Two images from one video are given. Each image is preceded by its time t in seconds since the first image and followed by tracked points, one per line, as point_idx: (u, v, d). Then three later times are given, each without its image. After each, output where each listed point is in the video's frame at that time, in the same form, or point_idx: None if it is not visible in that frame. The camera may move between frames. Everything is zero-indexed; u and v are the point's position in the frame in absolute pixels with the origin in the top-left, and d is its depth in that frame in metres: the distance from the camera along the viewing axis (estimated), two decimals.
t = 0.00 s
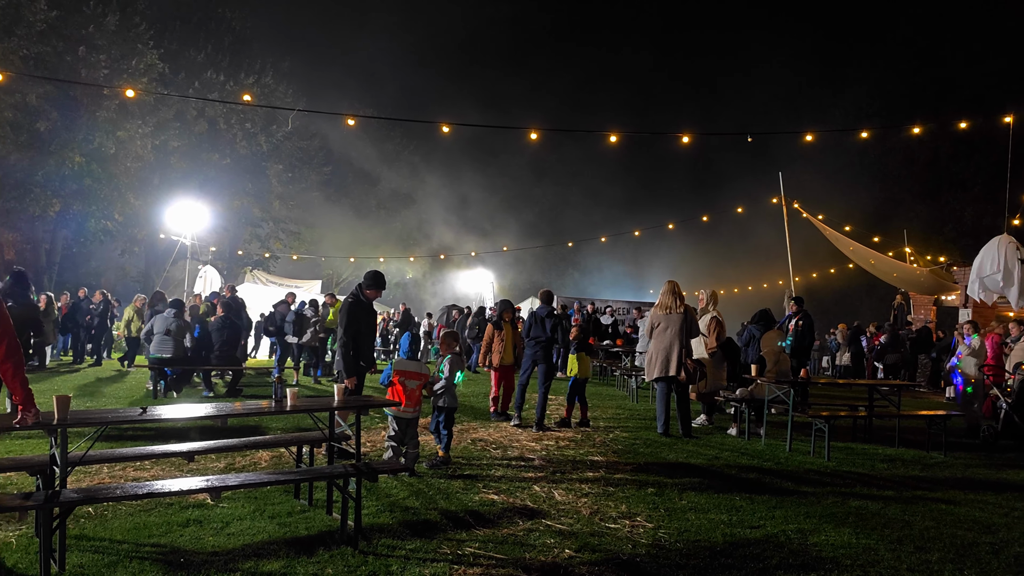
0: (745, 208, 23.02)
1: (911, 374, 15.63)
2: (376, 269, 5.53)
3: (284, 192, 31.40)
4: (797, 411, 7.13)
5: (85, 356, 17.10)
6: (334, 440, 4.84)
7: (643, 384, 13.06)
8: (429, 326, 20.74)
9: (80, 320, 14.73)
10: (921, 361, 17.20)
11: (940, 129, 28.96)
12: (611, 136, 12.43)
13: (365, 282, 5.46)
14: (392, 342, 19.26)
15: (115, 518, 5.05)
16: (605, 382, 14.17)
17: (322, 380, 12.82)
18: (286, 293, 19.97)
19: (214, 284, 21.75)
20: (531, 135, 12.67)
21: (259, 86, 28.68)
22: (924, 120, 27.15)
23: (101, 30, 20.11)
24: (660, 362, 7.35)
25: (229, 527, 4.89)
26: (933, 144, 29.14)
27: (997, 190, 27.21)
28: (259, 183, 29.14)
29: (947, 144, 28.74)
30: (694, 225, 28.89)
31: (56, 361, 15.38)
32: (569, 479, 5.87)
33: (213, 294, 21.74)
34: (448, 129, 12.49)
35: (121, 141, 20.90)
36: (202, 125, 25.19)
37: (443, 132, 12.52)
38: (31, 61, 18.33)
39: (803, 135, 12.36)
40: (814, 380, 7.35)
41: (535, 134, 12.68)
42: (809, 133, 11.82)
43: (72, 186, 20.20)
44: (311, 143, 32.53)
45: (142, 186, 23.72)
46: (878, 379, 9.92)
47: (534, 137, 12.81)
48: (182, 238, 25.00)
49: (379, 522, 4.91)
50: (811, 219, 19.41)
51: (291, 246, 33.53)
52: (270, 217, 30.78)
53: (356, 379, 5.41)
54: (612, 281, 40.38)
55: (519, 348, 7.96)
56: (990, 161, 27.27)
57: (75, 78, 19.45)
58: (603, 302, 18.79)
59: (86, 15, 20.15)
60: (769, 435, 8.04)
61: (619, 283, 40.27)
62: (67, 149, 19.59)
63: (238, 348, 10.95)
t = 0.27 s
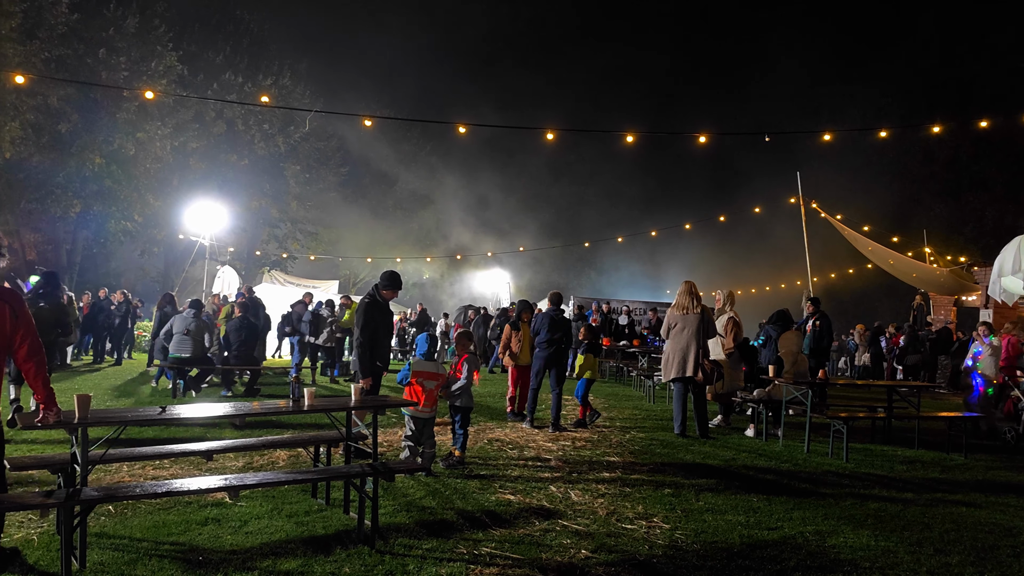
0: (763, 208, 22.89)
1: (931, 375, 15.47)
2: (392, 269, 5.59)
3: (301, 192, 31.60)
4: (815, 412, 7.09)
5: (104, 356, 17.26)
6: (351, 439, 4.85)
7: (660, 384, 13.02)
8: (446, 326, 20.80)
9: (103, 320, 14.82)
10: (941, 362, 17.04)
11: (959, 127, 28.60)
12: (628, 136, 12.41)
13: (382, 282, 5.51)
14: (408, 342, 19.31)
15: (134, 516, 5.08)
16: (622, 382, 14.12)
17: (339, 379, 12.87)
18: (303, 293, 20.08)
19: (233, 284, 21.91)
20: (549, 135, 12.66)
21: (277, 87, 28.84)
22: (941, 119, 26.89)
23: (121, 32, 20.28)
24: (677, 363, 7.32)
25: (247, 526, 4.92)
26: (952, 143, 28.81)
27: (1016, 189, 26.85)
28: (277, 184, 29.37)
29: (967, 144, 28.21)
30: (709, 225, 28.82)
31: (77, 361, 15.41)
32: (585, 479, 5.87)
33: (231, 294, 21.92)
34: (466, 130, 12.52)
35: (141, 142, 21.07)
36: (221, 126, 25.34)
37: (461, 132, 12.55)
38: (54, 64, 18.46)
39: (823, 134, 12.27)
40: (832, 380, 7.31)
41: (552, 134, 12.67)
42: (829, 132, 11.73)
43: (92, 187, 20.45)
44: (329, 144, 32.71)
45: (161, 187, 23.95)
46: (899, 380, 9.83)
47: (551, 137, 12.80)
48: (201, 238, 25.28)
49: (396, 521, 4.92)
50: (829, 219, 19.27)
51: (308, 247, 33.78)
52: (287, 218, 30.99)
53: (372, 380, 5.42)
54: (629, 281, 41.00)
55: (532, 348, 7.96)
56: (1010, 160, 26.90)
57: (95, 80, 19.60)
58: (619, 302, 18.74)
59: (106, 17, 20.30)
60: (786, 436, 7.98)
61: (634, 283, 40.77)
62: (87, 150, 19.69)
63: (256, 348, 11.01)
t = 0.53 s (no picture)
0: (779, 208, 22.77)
1: (952, 376, 15.31)
2: (408, 269, 5.58)
3: (318, 193, 31.75)
4: (832, 413, 7.05)
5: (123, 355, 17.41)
6: (367, 439, 4.87)
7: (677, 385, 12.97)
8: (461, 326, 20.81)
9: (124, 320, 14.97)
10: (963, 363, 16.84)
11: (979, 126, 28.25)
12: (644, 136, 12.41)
13: (398, 282, 5.52)
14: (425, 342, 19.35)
15: (153, 514, 5.13)
16: (639, 383, 14.07)
17: (356, 379, 12.91)
18: (320, 293, 20.18)
19: (250, 284, 22.04)
20: (563, 134, 12.67)
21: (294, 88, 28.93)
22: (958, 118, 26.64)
23: (139, 35, 20.49)
24: (692, 363, 7.29)
25: (264, 524, 4.94)
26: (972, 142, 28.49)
27: None
28: (294, 185, 29.55)
29: (987, 143, 28.24)
30: (724, 225, 28.77)
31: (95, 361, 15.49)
32: (601, 480, 5.86)
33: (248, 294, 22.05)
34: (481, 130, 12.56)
35: (160, 144, 21.27)
36: (239, 127, 25.46)
37: (477, 133, 12.60)
38: (76, 66, 18.53)
39: (841, 134, 12.19)
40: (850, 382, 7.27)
41: (567, 135, 12.68)
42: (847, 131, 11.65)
43: (112, 189, 20.68)
44: (345, 144, 32.90)
45: (179, 188, 24.17)
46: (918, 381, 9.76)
47: (567, 138, 12.82)
48: (219, 239, 25.54)
49: (412, 521, 4.93)
50: (846, 218, 19.13)
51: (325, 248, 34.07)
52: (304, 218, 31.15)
53: (387, 380, 5.47)
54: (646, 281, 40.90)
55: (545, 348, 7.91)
56: None
57: (115, 82, 19.74)
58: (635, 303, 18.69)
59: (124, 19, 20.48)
60: (804, 437, 7.94)
61: (652, 283, 40.69)
62: (107, 152, 19.89)
63: (273, 347, 11.07)
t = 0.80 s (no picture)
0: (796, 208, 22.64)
1: (971, 377, 15.16)
2: (424, 270, 5.58)
3: (333, 193, 31.81)
4: (849, 414, 7.01)
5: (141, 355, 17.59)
6: (383, 439, 4.88)
7: (693, 386, 12.92)
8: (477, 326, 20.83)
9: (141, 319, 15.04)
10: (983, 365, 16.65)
11: (1000, 125, 27.91)
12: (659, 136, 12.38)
13: (414, 282, 5.52)
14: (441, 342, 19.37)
15: (170, 513, 5.17)
16: (655, 383, 14.04)
17: (371, 379, 12.94)
18: (337, 293, 20.25)
19: (266, 285, 22.13)
20: (580, 134, 12.66)
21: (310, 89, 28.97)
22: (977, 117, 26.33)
23: (157, 37, 20.59)
24: (708, 364, 7.27)
25: (281, 523, 4.97)
26: (992, 141, 28.15)
27: None
28: (310, 186, 29.63)
29: (1007, 142, 27.88)
30: (738, 225, 28.62)
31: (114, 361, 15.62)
32: (616, 480, 5.85)
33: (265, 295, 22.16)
34: (497, 130, 12.57)
35: (177, 145, 21.34)
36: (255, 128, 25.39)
37: (493, 133, 12.61)
38: (95, 68, 18.64)
39: (859, 133, 12.11)
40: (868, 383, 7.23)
41: (582, 135, 12.67)
42: (866, 130, 11.56)
43: (130, 189, 20.85)
44: (361, 145, 32.97)
45: (197, 189, 24.32)
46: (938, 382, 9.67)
47: (582, 138, 12.82)
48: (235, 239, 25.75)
49: (428, 521, 4.95)
50: (864, 218, 18.97)
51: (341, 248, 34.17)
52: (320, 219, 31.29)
53: (402, 379, 5.49)
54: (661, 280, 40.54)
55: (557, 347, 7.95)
56: None
57: (133, 84, 19.87)
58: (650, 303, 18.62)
59: (141, 22, 20.61)
60: (820, 438, 7.90)
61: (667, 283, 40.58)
62: (124, 154, 20.13)
63: (290, 347, 11.13)
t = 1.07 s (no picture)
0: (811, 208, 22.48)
1: (991, 378, 14.99)
2: (435, 268, 5.58)
3: (349, 194, 31.85)
4: (867, 415, 6.96)
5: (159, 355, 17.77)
6: (397, 439, 4.89)
7: (708, 386, 12.88)
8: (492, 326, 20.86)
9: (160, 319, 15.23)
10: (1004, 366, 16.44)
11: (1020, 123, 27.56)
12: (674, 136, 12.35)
13: (425, 282, 5.53)
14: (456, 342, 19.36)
15: (187, 511, 5.20)
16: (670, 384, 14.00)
17: (385, 379, 12.97)
18: (352, 293, 20.28)
19: (282, 285, 22.22)
20: (594, 135, 12.63)
21: (326, 90, 28.99)
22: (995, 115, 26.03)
23: (175, 39, 20.65)
24: (724, 365, 7.25)
25: (296, 522, 4.99)
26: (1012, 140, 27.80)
27: None
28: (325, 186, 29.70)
29: None
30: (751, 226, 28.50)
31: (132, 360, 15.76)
32: (631, 480, 5.83)
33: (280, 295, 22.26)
34: (513, 131, 12.59)
35: (195, 146, 21.27)
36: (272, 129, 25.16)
37: (508, 133, 12.62)
38: (114, 70, 18.73)
39: (877, 132, 12.02)
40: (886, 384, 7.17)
41: (597, 135, 12.67)
42: (884, 129, 11.48)
43: (147, 189, 21.18)
44: (376, 145, 32.99)
45: (213, 189, 24.41)
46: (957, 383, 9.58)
47: (597, 138, 12.82)
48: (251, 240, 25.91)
49: (442, 521, 4.95)
50: (881, 218, 18.80)
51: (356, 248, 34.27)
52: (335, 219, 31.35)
53: (416, 379, 5.51)
54: (677, 281, 40.03)
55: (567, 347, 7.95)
56: None
57: (151, 85, 20.00)
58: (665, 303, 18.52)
59: (159, 24, 20.71)
60: (836, 439, 7.85)
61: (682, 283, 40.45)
62: (142, 154, 20.07)
63: (305, 347, 11.19)
